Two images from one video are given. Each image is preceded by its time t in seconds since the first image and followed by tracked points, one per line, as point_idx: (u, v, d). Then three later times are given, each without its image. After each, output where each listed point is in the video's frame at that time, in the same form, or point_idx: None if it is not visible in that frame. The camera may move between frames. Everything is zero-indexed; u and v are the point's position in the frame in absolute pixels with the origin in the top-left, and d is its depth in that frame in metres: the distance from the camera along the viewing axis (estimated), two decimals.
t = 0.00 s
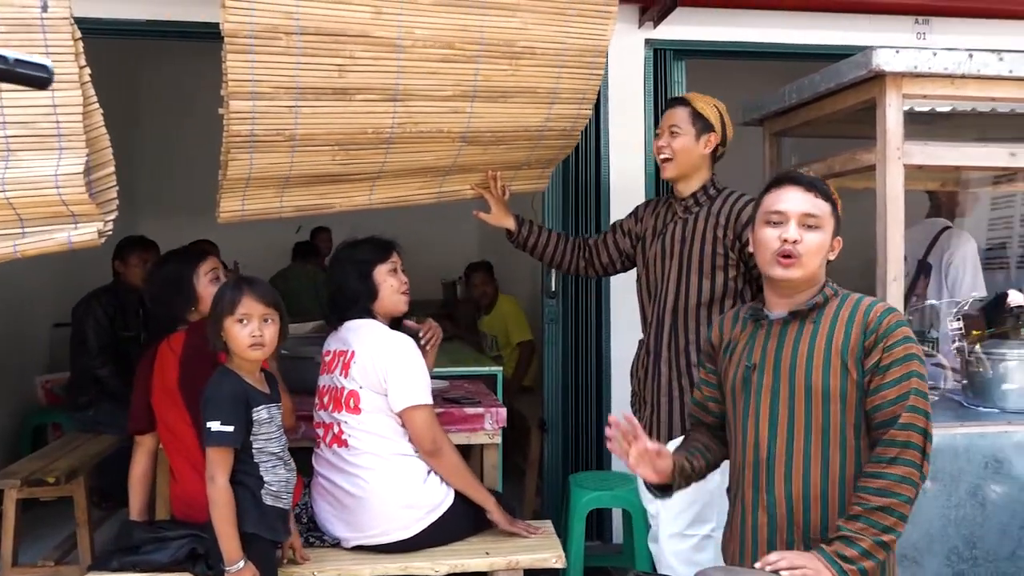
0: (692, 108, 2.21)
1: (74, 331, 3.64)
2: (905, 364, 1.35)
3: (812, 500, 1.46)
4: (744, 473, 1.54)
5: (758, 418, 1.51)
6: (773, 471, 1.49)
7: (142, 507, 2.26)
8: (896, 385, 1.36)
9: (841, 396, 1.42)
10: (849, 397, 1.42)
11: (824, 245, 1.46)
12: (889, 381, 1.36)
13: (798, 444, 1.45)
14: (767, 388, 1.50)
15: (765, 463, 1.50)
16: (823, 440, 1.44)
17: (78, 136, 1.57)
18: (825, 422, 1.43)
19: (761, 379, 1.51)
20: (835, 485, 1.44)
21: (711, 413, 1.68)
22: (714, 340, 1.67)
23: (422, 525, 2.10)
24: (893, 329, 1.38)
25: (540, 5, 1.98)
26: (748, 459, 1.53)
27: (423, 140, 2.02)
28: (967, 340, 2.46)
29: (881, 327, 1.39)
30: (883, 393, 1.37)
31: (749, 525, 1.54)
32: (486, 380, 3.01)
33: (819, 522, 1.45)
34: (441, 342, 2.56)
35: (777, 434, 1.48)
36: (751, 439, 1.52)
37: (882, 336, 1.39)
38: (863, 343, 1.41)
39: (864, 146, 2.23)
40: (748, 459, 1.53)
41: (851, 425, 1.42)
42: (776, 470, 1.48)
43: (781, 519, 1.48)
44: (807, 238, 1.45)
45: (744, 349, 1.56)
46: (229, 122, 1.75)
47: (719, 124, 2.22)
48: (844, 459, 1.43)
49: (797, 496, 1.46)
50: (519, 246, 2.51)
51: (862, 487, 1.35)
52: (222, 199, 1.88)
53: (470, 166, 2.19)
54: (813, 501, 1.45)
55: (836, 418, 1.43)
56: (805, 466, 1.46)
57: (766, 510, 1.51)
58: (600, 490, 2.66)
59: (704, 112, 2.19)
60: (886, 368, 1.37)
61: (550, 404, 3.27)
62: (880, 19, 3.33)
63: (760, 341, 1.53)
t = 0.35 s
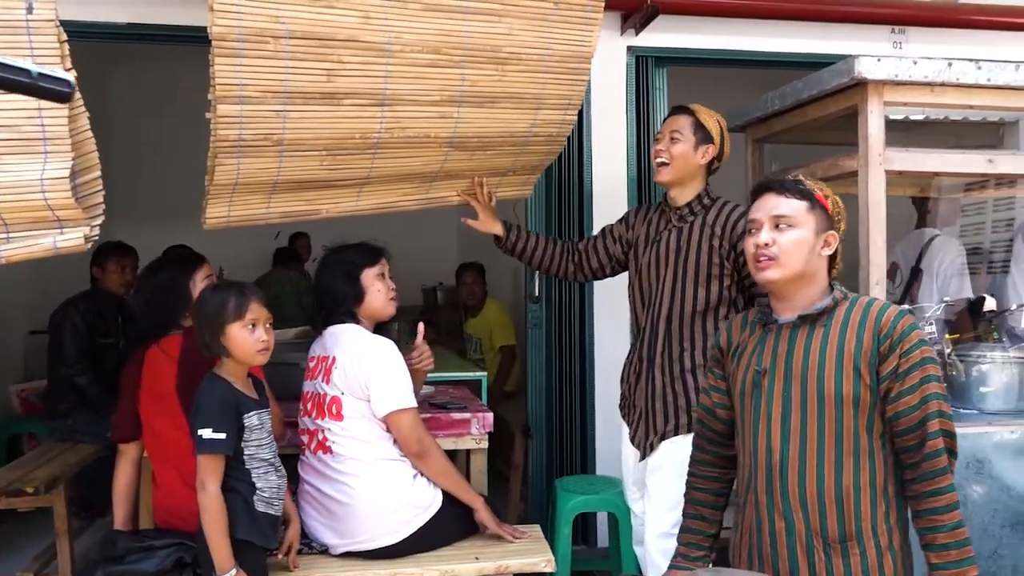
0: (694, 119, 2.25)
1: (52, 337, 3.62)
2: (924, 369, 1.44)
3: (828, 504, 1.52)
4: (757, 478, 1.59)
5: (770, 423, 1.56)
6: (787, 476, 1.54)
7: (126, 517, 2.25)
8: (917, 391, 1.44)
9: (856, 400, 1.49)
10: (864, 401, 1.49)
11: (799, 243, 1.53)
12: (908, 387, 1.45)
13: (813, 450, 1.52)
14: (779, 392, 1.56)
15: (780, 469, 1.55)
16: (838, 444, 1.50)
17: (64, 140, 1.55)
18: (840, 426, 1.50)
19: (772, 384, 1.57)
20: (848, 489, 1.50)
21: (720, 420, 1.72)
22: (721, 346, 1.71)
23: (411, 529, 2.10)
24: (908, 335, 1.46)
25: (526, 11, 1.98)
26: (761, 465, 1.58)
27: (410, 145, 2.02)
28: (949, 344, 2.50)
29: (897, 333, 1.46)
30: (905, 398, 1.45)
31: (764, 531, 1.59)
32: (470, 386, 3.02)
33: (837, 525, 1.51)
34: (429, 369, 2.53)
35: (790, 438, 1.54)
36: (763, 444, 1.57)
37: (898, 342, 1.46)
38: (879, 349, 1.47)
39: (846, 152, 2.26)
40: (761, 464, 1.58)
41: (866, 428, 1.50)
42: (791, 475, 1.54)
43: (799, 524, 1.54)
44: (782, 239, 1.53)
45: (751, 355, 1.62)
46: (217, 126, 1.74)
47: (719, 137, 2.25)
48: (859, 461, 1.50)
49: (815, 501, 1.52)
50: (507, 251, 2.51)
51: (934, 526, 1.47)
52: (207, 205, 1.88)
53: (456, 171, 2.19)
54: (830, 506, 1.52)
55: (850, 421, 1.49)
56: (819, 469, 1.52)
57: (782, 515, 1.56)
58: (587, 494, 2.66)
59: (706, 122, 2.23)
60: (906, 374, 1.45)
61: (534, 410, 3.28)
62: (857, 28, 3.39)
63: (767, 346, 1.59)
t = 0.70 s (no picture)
0: (632, 119, 2.27)
1: None
2: (915, 374, 1.42)
3: (814, 506, 1.53)
4: (745, 474, 1.61)
5: (760, 420, 1.59)
6: (773, 475, 1.56)
7: (61, 528, 2.19)
8: (908, 396, 1.43)
9: (844, 401, 1.49)
10: (853, 403, 1.49)
11: (766, 250, 1.57)
12: (899, 391, 1.44)
13: (798, 449, 1.53)
14: (770, 390, 1.58)
15: (768, 469, 1.57)
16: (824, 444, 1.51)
17: None
18: (828, 427, 1.51)
19: (763, 381, 1.59)
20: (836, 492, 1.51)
21: (712, 419, 1.76)
22: (720, 345, 1.76)
23: (358, 534, 2.08)
24: (903, 338, 1.45)
25: (477, 14, 1.96)
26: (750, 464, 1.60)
27: (358, 148, 2.00)
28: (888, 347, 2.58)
29: (891, 335, 1.46)
30: (893, 403, 1.44)
31: (747, 529, 1.62)
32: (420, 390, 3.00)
33: (822, 529, 1.52)
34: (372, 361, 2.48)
35: (779, 437, 1.56)
36: (753, 442, 1.60)
37: (889, 345, 1.45)
38: (872, 352, 1.47)
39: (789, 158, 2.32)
40: (749, 463, 1.61)
41: (855, 431, 1.50)
42: (777, 474, 1.56)
43: (782, 527, 1.56)
44: (751, 250, 1.59)
45: (745, 351, 1.66)
46: (160, 127, 1.70)
47: (661, 135, 2.27)
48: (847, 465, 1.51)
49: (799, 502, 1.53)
50: (461, 253, 2.51)
51: (899, 533, 1.43)
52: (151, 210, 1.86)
53: (407, 175, 2.18)
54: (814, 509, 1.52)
55: (838, 423, 1.50)
56: (806, 470, 1.53)
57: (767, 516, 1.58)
58: (536, 497, 2.67)
59: (644, 123, 2.25)
60: (896, 378, 1.44)
61: (482, 413, 3.30)
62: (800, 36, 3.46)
63: (760, 344, 1.63)
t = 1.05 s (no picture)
0: (566, 152, 2.29)
1: None
2: (871, 418, 1.39)
3: (770, 549, 1.50)
4: (711, 511, 1.62)
5: (725, 456, 1.60)
6: (734, 512, 1.56)
7: None
8: (863, 438, 1.40)
9: (801, 442, 1.48)
10: (810, 445, 1.47)
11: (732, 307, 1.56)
12: (855, 434, 1.40)
13: (757, 488, 1.53)
14: (736, 428, 1.59)
15: (731, 506, 1.57)
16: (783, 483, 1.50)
17: None
18: (785, 467, 1.49)
19: (732, 419, 1.60)
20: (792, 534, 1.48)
21: (690, 445, 1.79)
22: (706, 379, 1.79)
23: (296, 569, 2.04)
24: (864, 379, 1.43)
25: (421, 48, 1.96)
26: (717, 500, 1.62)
27: (301, 178, 2.01)
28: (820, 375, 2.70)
29: (852, 376, 1.44)
30: (847, 445, 1.41)
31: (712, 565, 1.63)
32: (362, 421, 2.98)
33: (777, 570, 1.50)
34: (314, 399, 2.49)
35: (740, 475, 1.56)
36: (717, 478, 1.61)
37: (848, 387, 1.43)
38: (832, 392, 1.45)
39: (725, 192, 2.39)
40: (715, 499, 1.62)
41: (813, 472, 1.47)
42: (737, 513, 1.55)
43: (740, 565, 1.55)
44: (719, 307, 1.58)
45: (727, 385, 1.68)
46: (95, 156, 1.68)
47: (595, 163, 2.29)
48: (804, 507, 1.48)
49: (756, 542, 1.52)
50: (405, 284, 2.51)
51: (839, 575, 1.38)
52: (85, 240, 1.82)
53: (348, 207, 2.19)
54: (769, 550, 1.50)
55: (795, 463, 1.48)
56: (762, 508, 1.52)
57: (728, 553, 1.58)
58: (479, 528, 2.66)
59: (577, 154, 2.27)
60: (853, 420, 1.41)
61: (426, 443, 3.28)
62: (734, 74, 3.57)
63: (739, 381, 1.64)
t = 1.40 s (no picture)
0: (546, 153, 2.29)
1: None
2: (812, 432, 1.39)
3: (730, 562, 1.52)
4: (681, 521, 1.66)
5: (689, 470, 1.63)
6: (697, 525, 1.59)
7: None
8: (808, 453, 1.39)
9: (750, 458, 1.48)
10: (758, 459, 1.48)
11: (676, 304, 1.57)
12: (800, 449, 1.40)
13: (715, 502, 1.54)
14: (696, 440, 1.61)
15: (694, 518, 1.60)
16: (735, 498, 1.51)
17: None
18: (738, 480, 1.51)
19: (693, 432, 1.63)
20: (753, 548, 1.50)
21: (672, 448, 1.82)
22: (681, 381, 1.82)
23: (269, 571, 2.02)
24: (802, 392, 1.41)
25: (400, 48, 1.96)
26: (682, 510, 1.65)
27: (276, 177, 2.00)
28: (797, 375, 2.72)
29: (790, 389, 1.43)
30: (795, 460, 1.41)
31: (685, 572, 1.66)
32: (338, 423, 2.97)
33: None
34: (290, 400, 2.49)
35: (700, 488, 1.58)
36: (685, 490, 1.64)
37: (787, 401, 1.43)
38: (776, 406, 1.45)
39: (701, 194, 2.40)
40: (684, 510, 1.65)
41: (765, 486, 1.48)
42: (700, 526, 1.58)
43: None
44: (666, 304, 1.58)
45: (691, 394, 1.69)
46: (65, 152, 1.67)
47: (577, 165, 2.29)
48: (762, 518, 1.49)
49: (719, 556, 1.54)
50: (381, 284, 2.51)
51: None
52: (53, 239, 1.81)
53: (324, 207, 2.18)
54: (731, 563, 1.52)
55: (746, 477, 1.49)
56: (720, 525, 1.54)
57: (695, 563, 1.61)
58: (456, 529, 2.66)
59: (557, 155, 2.26)
60: (795, 435, 1.41)
61: (403, 444, 3.23)
62: (713, 77, 3.59)
63: (699, 390, 1.65)
